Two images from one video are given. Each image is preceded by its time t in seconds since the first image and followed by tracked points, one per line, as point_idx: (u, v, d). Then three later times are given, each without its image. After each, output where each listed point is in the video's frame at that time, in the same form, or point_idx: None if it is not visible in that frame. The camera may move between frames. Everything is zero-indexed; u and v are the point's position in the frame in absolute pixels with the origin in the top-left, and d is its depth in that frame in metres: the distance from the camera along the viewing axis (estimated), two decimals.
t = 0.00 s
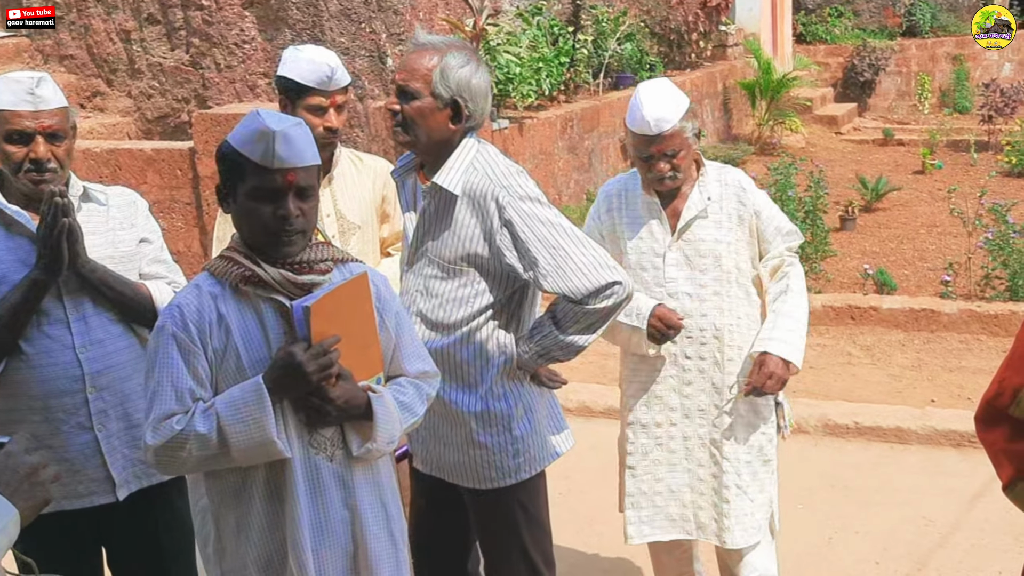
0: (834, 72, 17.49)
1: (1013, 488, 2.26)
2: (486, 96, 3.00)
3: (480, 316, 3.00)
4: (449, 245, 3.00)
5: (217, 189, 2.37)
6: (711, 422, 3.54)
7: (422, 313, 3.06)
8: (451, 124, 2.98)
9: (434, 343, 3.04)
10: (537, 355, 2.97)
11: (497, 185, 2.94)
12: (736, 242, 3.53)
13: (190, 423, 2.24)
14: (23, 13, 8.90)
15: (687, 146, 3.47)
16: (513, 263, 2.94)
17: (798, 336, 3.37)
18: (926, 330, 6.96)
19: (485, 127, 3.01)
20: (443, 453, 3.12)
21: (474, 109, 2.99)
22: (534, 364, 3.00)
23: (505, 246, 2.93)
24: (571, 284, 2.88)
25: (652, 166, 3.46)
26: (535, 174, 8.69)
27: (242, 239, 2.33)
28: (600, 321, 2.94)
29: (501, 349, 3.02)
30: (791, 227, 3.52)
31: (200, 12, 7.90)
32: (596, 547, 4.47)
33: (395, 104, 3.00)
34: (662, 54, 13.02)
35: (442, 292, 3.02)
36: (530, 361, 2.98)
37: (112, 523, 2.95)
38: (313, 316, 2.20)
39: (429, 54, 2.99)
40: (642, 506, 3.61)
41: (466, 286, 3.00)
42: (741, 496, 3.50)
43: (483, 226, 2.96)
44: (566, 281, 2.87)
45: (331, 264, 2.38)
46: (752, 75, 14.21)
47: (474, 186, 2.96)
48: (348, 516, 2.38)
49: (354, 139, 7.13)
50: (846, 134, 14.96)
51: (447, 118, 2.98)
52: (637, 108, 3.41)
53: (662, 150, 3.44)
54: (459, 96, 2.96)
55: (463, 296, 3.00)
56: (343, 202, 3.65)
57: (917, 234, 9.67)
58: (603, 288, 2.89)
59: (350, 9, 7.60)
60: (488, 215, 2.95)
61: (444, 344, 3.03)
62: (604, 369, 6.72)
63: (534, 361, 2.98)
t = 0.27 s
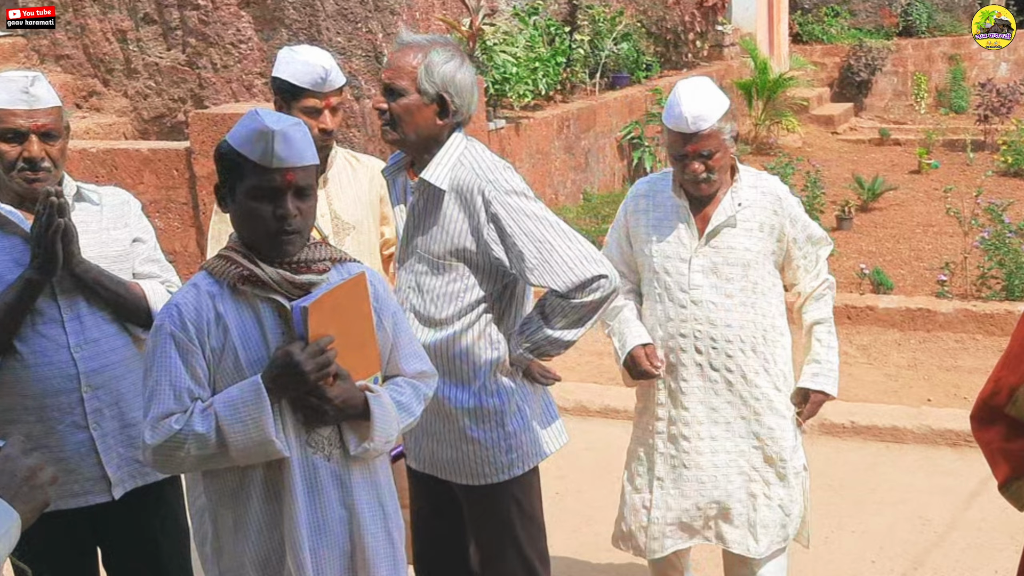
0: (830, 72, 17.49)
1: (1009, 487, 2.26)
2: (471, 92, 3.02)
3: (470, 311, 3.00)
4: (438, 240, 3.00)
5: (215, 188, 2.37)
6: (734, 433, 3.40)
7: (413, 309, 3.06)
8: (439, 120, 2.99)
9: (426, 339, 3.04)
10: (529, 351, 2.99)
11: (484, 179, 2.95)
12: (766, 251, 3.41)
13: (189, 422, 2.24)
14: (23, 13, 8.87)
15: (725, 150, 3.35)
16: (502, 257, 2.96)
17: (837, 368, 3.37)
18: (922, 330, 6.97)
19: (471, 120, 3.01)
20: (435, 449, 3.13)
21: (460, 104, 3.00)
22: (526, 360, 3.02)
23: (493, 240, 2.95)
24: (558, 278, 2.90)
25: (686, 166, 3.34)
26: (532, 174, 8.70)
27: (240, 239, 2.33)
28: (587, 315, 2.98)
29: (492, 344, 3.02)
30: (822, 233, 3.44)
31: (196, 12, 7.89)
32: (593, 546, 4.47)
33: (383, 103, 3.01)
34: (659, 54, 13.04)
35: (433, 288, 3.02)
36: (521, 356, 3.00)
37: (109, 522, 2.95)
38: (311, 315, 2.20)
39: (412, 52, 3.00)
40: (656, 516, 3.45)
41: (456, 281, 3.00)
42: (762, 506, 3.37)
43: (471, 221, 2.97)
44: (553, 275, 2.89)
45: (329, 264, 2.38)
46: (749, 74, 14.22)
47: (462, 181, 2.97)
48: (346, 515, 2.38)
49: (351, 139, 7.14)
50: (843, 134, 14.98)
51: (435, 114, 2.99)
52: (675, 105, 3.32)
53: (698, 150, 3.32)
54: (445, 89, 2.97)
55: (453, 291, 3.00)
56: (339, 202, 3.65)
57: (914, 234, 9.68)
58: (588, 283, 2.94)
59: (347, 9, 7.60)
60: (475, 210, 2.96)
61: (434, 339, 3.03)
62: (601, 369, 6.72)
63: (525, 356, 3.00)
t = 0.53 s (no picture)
0: (828, 71, 17.49)
1: (1006, 486, 2.26)
2: (452, 83, 3.03)
3: (455, 300, 3.01)
4: (422, 230, 3.02)
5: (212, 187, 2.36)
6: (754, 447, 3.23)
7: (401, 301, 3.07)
8: (422, 111, 3.01)
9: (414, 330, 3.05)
10: (517, 342, 3.02)
11: (465, 167, 2.97)
12: (789, 261, 3.27)
13: (188, 421, 2.24)
14: (23, 13, 8.86)
15: (751, 154, 3.19)
16: (484, 244, 2.97)
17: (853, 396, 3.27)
18: (920, 329, 6.97)
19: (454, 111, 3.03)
20: (425, 441, 3.11)
21: (442, 95, 3.02)
22: (514, 352, 3.04)
23: (475, 227, 2.96)
24: (538, 262, 2.92)
25: (707, 169, 3.19)
26: (530, 174, 8.69)
27: (238, 238, 2.33)
28: (571, 301, 2.99)
29: (480, 336, 3.03)
30: (842, 245, 3.33)
31: (193, 12, 7.89)
32: (592, 546, 4.47)
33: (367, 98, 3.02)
34: (657, 54, 13.05)
35: (419, 279, 3.03)
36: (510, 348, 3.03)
37: (107, 520, 2.95)
38: (310, 315, 2.20)
39: (392, 47, 3.02)
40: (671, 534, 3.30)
41: (441, 271, 3.01)
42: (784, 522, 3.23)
43: (453, 210, 2.99)
44: (533, 259, 2.91)
45: (329, 264, 2.38)
46: (747, 74, 14.23)
47: (442, 169, 2.99)
48: (344, 514, 2.38)
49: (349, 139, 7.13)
50: (841, 134, 14.99)
51: (417, 105, 3.00)
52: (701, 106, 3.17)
53: (721, 153, 3.17)
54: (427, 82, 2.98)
55: (438, 279, 3.01)
56: (335, 202, 3.65)
57: (912, 233, 9.69)
58: (570, 267, 2.95)
59: (344, 9, 7.61)
60: (457, 198, 2.98)
61: (420, 330, 3.04)
62: (599, 368, 6.72)
63: (514, 347, 3.03)
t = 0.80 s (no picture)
0: (827, 71, 17.50)
1: (1006, 485, 2.26)
2: (432, 80, 3.04)
3: (446, 294, 3.02)
4: (410, 224, 3.05)
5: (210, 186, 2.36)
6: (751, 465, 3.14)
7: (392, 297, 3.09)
8: (402, 109, 3.02)
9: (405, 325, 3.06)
10: (509, 335, 3.03)
11: (451, 160, 3.01)
12: (788, 271, 3.18)
13: (187, 421, 2.24)
14: (23, 13, 8.85)
15: (743, 160, 3.09)
16: (471, 235, 3.00)
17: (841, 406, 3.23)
18: (919, 329, 6.98)
19: (438, 107, 3.03)
20: (417, 436, 3.10)
21: (423, 91, 3.02)
22: (507, 345, 3.06)
23: (462, 218, 2.99)
24: (525, 252, 2.94)
25: (697, 176, 3.11)
26: (529, 174, 8.69)
27: (236, 238, 2.33)
28: (559, 291, 3.01)
29: (471, 331, 3.05)
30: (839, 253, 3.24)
31: (192, 12, 7.89)
32: (591, 545, 4.47)
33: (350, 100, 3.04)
34: (656, 53, 13.06)
35: (409, 273, 3.05)
36: (503, 342, 3.04)
37: (105, 519, 2.95)
38: (309, 314, 2.20)
39: (371, 47, 3.04)
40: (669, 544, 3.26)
41: (430, 264, 3.03)
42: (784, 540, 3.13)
43: (440, 203, 3.01)
44: (520, 249, 2.93)
45: (327, 264, 2.38)
46: (745, 74, 14.24)
47: (429, 162, 3.03)
48: (343, 513, 2.38)
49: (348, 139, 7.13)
50: (839, 133, 15.00)
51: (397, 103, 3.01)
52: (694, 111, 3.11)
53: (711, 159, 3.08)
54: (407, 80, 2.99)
55: (428, 273, 3.03)
56: (333, 202, 3.65)
57: (910, 233, 9.69)
58: (556, 256, 2.97)
59: (343, 8, 7.62)
60: (444, 191, 3.01)
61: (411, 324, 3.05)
62: (598, 368, 6.72)
63: (507, 340, 3.04)
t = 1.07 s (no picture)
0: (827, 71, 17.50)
1: (1006, 484, 2.26)
2: (388, 81, 2.94)
3: (441, 292, 3.03)
4: (405, 224, 3.05)
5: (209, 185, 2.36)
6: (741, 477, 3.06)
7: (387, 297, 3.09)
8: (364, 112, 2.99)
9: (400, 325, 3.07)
10: (505, 333, 3.04)
11: (442, 159, 3.01)
12: (771, 278, 3.10)
13: (187, 421, 2.24)
14: (23, 13, 8.84)
15: (710, 161, 3.03)
16: (463, 234, 3.00)
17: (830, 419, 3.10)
18: (919, 328, 6.98)
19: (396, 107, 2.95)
20: (413, 434, 3.10)
21: (376, 94, 2.95)
22: (502, 344, 3.07)
23: (454, 218, 2.99)
24: (517, 250, 2.95)
25: (665, 179, 3.05)
26: (529, 174, 8.69)
27: (233, 237, 2.33)
28: (552, 289, 3.02)
29: (466, 328, 3.06)
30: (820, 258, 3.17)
31: (191, 12, 7.90)
32: (591, 545, 4.47)
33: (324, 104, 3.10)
34: (656, 53, 13.07)
35: (405, 271, 3.06)
36: (500, 340, 3.06)
37: (105, 518, 2.95)
38: (307, 313, 2.20)
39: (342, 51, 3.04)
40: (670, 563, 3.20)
41: (425, 263, 3.03)
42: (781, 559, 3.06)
43: (433, 203, 3.01)
44: (512, 247, 2.94)
45: (325, 263, 2.39)
46: (745, 73, 14.24)
47: (421, 162, 3.02)
48: (343, 512, 2.38)
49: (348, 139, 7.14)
50: (839, 133, 15.00)
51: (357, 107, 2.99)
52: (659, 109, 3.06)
53: (676, 162, 3.02)
54: (359, 83, 2.95)
55: (422, 271, 3.03)
56: (331, 201, 3.65)
57: (910, 232, 9.69)
58: (548, 254, 2.99)
59: (343, 9, 7.64)
60: (435, 191, 3.00)
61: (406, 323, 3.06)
62: (598, 368, 6.72)
63: (503, 339, 3.05)
